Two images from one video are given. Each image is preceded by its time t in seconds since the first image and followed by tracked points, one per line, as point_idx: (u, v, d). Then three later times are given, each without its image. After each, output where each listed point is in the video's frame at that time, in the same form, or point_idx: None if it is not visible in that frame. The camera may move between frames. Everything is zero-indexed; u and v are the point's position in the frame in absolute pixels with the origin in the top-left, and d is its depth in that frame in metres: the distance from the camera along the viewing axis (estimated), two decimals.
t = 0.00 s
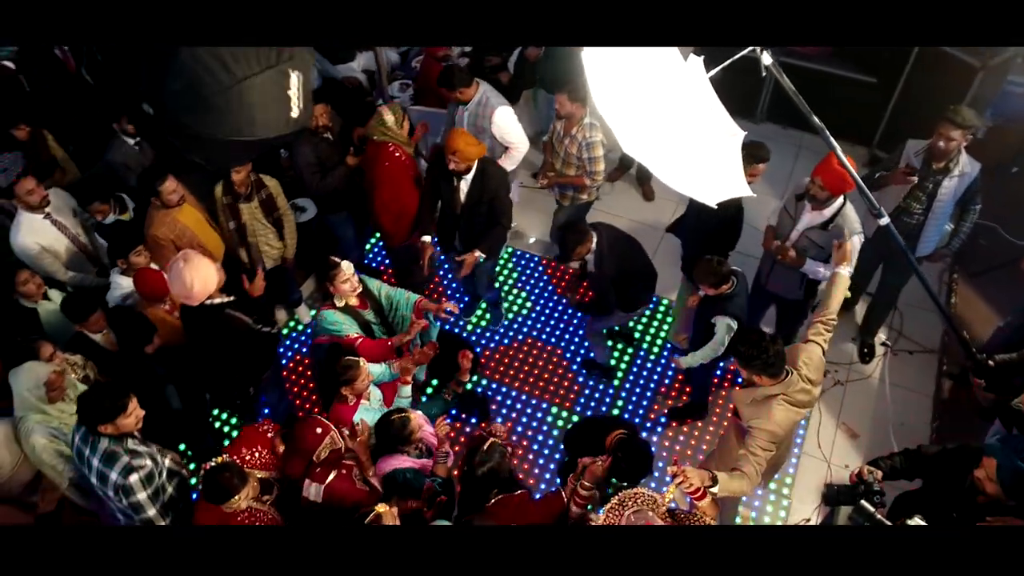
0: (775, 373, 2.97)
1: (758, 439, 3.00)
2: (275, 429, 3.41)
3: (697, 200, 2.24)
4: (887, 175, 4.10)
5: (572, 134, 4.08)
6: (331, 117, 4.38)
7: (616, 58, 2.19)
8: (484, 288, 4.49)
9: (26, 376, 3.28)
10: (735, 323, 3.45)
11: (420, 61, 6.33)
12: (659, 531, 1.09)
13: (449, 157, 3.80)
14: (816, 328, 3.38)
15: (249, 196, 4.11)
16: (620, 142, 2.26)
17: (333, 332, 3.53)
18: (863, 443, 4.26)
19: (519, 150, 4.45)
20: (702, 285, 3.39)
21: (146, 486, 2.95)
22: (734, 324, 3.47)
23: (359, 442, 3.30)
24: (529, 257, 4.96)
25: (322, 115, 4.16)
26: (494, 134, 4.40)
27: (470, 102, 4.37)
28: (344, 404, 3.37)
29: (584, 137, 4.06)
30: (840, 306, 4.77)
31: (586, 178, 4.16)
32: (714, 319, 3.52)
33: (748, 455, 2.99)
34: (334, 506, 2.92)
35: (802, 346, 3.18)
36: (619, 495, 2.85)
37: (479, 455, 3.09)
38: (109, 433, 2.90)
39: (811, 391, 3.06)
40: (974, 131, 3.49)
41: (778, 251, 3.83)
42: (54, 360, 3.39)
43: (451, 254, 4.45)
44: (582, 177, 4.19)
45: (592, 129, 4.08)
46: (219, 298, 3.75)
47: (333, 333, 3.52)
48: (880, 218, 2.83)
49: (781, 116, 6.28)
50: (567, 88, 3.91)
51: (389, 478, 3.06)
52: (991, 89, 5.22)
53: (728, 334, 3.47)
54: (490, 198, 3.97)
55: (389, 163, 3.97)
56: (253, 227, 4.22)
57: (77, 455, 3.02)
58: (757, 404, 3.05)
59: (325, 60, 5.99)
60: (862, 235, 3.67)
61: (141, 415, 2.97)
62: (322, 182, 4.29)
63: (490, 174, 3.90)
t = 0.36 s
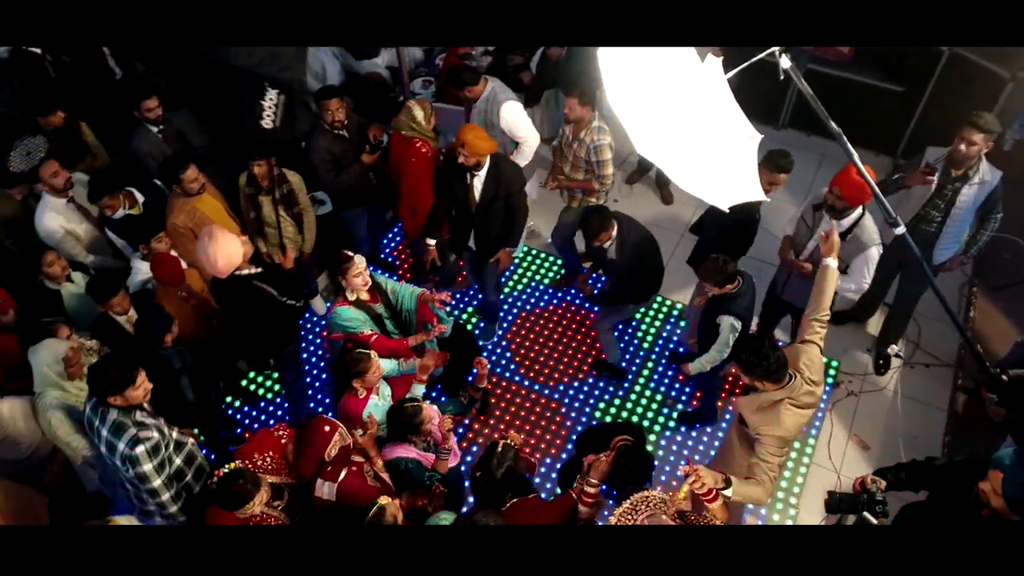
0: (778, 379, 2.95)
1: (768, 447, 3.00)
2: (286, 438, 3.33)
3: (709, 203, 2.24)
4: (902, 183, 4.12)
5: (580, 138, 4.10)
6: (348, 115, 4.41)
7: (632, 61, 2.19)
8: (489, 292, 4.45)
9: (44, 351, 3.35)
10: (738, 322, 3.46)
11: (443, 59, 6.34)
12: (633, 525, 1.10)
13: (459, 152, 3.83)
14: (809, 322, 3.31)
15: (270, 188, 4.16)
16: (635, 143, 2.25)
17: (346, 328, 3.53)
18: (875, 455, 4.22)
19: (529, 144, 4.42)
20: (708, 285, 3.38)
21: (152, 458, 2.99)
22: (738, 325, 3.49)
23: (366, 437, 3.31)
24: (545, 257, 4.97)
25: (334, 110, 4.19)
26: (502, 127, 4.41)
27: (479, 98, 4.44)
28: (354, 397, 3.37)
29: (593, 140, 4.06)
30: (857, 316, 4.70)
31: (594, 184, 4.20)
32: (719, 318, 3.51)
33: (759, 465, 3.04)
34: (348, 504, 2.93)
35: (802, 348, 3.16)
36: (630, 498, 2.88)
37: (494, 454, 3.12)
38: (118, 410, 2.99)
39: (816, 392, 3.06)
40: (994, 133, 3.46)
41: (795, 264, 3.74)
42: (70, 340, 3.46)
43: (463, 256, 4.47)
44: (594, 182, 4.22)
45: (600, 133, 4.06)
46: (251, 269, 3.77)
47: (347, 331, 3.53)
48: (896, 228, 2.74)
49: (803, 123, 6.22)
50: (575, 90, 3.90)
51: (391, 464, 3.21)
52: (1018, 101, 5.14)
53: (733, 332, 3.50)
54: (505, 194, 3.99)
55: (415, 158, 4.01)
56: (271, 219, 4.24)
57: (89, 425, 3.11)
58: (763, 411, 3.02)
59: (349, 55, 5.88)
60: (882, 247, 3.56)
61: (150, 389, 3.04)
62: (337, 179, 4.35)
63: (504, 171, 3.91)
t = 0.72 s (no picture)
0: (781, 385, 2.94)
1: (776, 457, 3.02)
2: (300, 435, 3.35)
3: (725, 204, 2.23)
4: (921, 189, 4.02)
5: (585, 147, 4.11)
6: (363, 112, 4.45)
7: (653, 58, 2.13)
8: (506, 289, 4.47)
9: (59, 331, 3.38)
10: (745, 317, 3.43)
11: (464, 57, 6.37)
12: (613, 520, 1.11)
13: (474, 149, 3.84)
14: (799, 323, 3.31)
15: (287, 180, 4.20)
16: (649, 143, 2.19)
17: (355, 318, 3.55)
18: (886, 466, 4.18)
19: (539, 140, 4.49)
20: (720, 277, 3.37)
21: (165, 433, 3.07)
22: (744, 322, 3.47)
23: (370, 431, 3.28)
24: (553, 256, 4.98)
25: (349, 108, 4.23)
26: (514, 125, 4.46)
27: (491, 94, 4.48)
28: (367, 387, 3.36)
29: (596, 150, 4.08)
30: (872, 325, 4.65)
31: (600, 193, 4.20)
32: (724, 313, 3.48)
33: (771, 474, 3.06)
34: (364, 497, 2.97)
35: (803, 350, 3.15)
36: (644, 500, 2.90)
37: (509, 454, 3.10)
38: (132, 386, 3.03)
39: (818, 394, 3.03)
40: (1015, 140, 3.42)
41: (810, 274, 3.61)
42: (84, 320, 3.52)
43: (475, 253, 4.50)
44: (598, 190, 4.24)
45: (604, 143, 4.08)
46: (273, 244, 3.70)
47: (354, 321, 3.55)
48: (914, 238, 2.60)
49: (825, 130, 6.17)
50: (580, 99, 3.93)
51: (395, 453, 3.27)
52: None
53: (740, 328, 3.48)
54: (519, 191, 4.00)
55: (441, 151, 4.14)
56: (288, 211, 4.30)
57: (104, 397, 3.16)
58: (770, 418, 3.01)
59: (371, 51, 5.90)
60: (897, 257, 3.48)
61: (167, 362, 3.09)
62: (352, 175, 4.39)
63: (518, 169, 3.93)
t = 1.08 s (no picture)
0: (783, 394, 2.95)
1: (788, 465, 3.04)
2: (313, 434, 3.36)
3: (736, 205, 2.21)
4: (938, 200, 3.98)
5: (587, 152, 4.05)
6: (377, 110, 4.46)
7: (670, 58, 2.09)
8: (520, 292, 4.47)
9: (70, 314, 3.44)
10: (751, 308, 3.42)
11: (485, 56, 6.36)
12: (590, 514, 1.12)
13: (490, 150, 3.82)
14: (789, 327, 3.31)
15: (301, 176, 4.23)
16: (662, 139, 2.15)
17: (360, 314, 3.56)
18: (896, 476, 4.14)
19: (550, 136, 4.51)
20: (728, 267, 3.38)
21: (186, 410, 3.14)
22: (751, 313, 3.45)
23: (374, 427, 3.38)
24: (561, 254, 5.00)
25: (365, 106, 4.25)
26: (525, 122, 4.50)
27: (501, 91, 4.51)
28: (376, 380, 3.40)
29: (600, 154, 4.02)
30: (886, 334, 4.61)
31: (604, 199, 4.15)
32: (731, 307, 3.48)
33: (781, 483, 3.07)
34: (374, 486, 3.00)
35: (801, 355, 3.16)
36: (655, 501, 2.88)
37: (518, 457, 3.12)
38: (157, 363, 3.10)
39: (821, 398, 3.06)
40: None
41: (818, 280, 3.60)
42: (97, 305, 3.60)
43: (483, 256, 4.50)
44: (603, 195, 4.17)
45: (608, 147, 4.01)
46: (292, 217, 3.78)
47: (362, 317, 3.56)
48: (925, 244, 2.53)
49: (845, 137, 6.12)
50: (582, 103, 3.88)
51: (400, 451, 3.28)
52: None
53: (749, 320, 3.45)
54: (533, 192, 4.01)
55: (459, 139, 4.14)
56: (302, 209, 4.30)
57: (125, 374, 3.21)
58: (776, 425, 3.03)
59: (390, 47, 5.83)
60: (909, 268, 3.44)
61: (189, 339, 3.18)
62: (362, 173, 4.44)
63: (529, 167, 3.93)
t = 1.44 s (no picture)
0: (789, 395, 2.95)
1: (796, 465, 3.06)
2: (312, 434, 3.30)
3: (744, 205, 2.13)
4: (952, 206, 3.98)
5: (593, 153, 4.05)
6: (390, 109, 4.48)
7: (682, 57, 2.01)
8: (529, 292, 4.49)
9: (81, 305, 3.48)
10: (758, 301, 3.45)
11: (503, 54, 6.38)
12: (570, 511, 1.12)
13: (504, 153, 3.80)
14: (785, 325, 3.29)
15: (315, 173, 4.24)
16: (672, 137, 2.08)
17: (368, 307, 3.60)
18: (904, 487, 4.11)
19: (562, 132, 4.56)
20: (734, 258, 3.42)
21: (214, 386, 3.23)
22: (758, 305, 3.48)
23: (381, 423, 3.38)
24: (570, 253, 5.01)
25: (376, 107, 4.28)
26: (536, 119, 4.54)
27: (511, 89, 4.55)
28: (382, 373, 3.42)
29: (607, 155, 4.02)
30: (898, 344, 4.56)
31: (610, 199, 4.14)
32: (737, 301, 3.51)
33: (789, 483, 3.09)
34: (382, 477, 3.04)
35: (803, 355, 3.17)
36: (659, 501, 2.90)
37: (522, 451, 3.11)
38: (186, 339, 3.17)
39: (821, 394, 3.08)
40: None
41: (826, 285, 3.59)
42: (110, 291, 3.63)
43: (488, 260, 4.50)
44: (608, 196, 4.16)
45: (614, 149, 4.02)
46: (316, 194, 3.97)
47: (368, 309, 3.60)
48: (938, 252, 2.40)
49: (864, 143, 6.06)
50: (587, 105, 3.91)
51: (408, 442, 3.30)
52: None
53: (755, 313, 3.49)
54: (544, 193, 4.02)
55: (469, 131, 4.17)
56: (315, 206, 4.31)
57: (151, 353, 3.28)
58: (783, 426, 3.03)
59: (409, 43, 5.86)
60: (920, 277, 3.41)
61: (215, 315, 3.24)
62: (373, 169, 4.48)
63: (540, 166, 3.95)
